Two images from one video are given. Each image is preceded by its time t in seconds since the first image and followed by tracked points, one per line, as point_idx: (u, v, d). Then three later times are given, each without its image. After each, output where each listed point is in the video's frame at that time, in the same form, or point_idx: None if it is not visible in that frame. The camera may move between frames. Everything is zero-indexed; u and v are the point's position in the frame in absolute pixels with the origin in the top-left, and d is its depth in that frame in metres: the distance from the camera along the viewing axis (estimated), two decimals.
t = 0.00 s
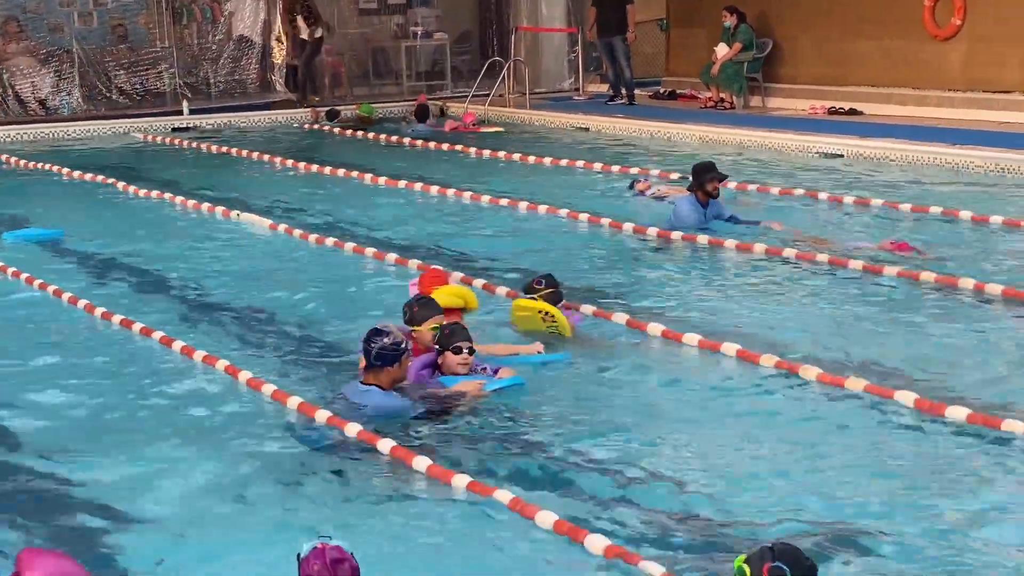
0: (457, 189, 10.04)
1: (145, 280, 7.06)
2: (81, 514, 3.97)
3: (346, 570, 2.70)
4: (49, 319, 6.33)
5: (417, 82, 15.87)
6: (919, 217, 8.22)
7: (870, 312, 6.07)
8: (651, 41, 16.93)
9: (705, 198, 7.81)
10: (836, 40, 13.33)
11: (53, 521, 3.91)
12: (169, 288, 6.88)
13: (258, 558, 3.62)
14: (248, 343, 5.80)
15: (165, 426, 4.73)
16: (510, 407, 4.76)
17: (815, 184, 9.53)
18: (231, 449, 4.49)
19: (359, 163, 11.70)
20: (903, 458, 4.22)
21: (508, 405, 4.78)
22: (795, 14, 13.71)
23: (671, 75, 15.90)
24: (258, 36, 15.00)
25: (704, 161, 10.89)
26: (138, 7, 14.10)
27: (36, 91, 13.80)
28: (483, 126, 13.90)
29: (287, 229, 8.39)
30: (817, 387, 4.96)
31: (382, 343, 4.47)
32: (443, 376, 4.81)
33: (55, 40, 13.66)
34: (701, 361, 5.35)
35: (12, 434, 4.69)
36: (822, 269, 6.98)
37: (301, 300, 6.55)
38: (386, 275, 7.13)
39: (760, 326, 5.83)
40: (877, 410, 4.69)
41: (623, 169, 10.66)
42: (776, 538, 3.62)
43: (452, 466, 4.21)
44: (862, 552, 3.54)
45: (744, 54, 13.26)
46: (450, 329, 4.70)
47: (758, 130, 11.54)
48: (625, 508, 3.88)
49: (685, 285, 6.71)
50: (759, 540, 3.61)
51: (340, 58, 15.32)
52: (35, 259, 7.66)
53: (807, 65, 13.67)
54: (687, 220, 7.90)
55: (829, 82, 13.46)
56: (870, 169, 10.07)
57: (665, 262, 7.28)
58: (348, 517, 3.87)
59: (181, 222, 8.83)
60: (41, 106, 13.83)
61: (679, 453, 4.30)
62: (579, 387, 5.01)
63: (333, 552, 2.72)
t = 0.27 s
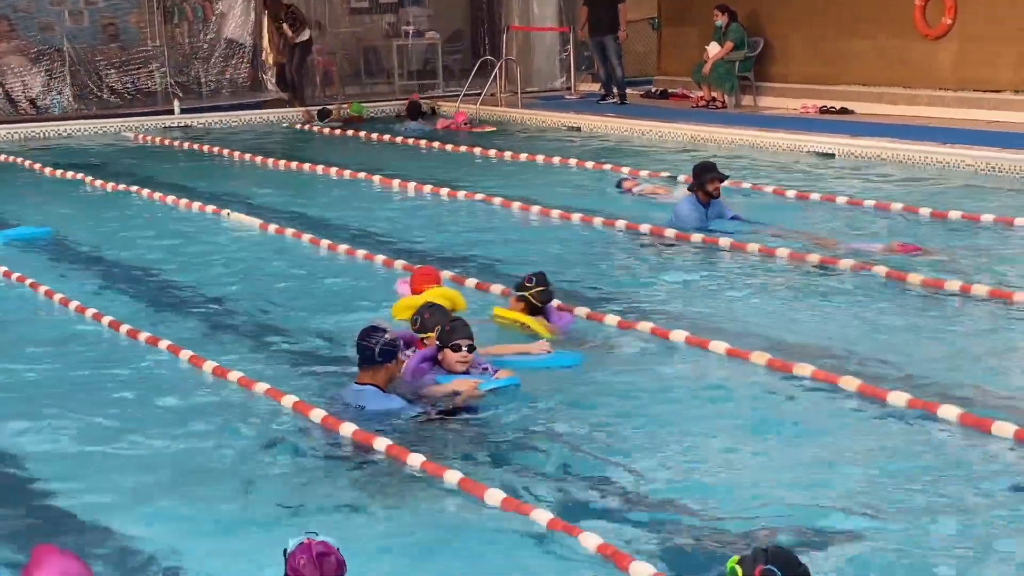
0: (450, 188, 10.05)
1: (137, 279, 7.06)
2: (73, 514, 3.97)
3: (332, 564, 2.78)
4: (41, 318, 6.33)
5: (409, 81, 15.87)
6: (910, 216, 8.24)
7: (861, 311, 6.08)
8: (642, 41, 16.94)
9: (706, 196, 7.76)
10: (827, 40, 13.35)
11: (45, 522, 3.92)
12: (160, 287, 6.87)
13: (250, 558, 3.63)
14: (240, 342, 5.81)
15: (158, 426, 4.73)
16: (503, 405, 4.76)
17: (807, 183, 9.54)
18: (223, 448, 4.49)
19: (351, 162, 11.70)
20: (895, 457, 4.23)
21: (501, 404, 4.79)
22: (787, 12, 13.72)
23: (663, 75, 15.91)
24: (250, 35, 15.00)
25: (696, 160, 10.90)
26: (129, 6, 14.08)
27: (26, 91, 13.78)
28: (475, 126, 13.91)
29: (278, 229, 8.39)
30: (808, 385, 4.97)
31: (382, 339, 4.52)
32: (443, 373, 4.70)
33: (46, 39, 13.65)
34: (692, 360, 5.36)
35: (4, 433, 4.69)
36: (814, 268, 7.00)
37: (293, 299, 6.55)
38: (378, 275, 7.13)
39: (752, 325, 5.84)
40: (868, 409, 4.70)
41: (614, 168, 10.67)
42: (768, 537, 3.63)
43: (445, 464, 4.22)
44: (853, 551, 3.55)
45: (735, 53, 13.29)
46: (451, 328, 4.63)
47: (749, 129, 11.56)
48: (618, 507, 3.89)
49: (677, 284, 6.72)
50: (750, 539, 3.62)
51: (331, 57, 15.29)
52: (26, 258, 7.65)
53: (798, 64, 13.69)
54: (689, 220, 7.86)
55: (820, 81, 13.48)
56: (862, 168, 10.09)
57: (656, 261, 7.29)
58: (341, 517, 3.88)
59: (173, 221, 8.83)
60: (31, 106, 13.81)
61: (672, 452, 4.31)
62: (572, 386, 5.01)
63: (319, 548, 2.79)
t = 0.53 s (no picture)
0: (442, 187, 10.07)
1: (129, 279, 7.07)
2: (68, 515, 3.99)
3: (320, 561, 2.80)
4: (33, 317, 6.34)
5: (400, 80, 15.91)
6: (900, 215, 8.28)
7: (851, 310, 6.12)
8: (633, 40, 16.98)
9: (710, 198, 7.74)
10: (817, 40, 13.39)
11: (42, 522, 3.93)
12: (152, 286, 6.89)
13: (245, 557, 3.65)
14: (233, 341, 5.82)
15: (151, 425, 4.74)
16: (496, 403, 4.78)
17: (798, 182, 9.59)
18: (217, 447, 4.51)
19: (342, 161, 11.72)
20: (886, 456, 4.26)
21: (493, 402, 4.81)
22: (777, 11, 13.76)
23: (654, 74, 15.95)
24: (240, 34, 15.01)
25: (687, 159, 10.94)
26: (119, 5, 14.08)
27: (17, 90, 13.78)
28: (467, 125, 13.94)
29: (270, 228, 8.40)
30: (797, 384, 5.01)
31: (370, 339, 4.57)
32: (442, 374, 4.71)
33: (36, 38, 13.65)
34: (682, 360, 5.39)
35: None
36: (804, 267, 7.03)
37: (285, 298, 6.57)
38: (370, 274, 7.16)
39: (743, 324, 5.87)
40: (857, 408, 4.74)
41: (604, 167, 10.71)
42: (760, 536, 3.66)
43: (438, 463, 4.24)
44: (845, 549, 3.58)
45: (726, 53, 13.34)
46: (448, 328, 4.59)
47: (740, 128, 11.59)
48: (611, 506, 3.91)
49: (667, 283, 6.75)
50: (744, 537, 3.65)
51: (322, 57, 15.30)
52: (17, 257, 7.66)
53: (789, 63, 13.74)
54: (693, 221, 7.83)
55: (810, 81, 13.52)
56: (853, 167, 10.13)
57: (647, 260, 7.33)
58: (336, 515, 3.89)
59: (164, 220, 8.85)
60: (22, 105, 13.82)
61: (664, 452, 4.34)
62: (563, 385, 5.04)
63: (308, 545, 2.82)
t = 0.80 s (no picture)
0: (432, 186, 10.05)
1: (118, 278, 7.05)
2: (56, 514, 3.97)
3: (307, 564, 2.79)
4: (22, 316, 6.32)
5: (390, 79, 15.89)
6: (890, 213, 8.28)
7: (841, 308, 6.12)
8: (623, 38, 16.97)
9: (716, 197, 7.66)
10: (807, 38, 13.40)
11: (30, 522, 3.92)
12: (141, 285, 6.87)
13: (233, 557, 3.64)
14: (222, 340, 5.81)
15: (141, 424, 4.73)
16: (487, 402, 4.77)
17: (788, 180, 9.58)
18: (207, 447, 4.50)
19: (331, 160, 11.69)
20: (876, 453, 4.26)
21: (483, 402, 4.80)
22: (767, 10, 13.76)
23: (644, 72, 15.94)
24: (229, 33, 14.98)
25: (678, 158, 10.92)
26: (109, 4, 14.03)
27: (5, 89, 13.73)
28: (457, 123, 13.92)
29: (258, 227, 8.38)
30: (788, 382, 5.00)
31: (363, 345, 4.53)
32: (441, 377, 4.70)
33: (25, 37, 13.60)
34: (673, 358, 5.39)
35: None
36: (794, 265, 7.03)
37: (275, 297, 6.56)
38: (359, 272, 7.14)
39: (733, 322, 5.87)
40: (849, 405, 4.74)
41: (593, 166, 10.69)
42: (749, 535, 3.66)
43: (427, 463, 4.24)
44: (834, 548, 3.57)
45: (716, 51, 13.34)
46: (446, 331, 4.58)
47: (730, 126, 11.59)
48: (599, 505, 3.91)
49: (657, 281, 6.74)
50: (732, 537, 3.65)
51: (312, 55, 15.28)
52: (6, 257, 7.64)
53: (779, 60, 13.74)
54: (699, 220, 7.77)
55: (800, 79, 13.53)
56: (844, 165, 10.13)
57: (637, 258, 7.32)
58: (325, 515, 3.89)
59: (153, 220, 8.82)
60: (10, 104, 13.77)
61: (653, 451, 4.33)
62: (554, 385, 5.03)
63: (294, 547, 2.80)
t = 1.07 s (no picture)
0: (420, 182, 10.04)
1: (105, 275, 7.02)
2: (44, 513, 3.94)
3: (293, 563, 2.78)
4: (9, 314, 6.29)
5: (377, 76, 15.87)
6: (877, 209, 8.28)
7: (831, 304, 6.11)
8: (611, 34, 16.96)
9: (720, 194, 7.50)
10: (794, 35, 13.40)
11: (19, 521, 3.89)
12: (128, 283, 6.84)
13: (224, 555, 3.61)
14: (210, 338, 5.78)
15: (129, 423, 4.70)
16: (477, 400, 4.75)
17: (775, 177, 9.58)
18: (196, 445, 4.47)
19: (319, 157, 11.67)
20: (868, 450, 4.25)
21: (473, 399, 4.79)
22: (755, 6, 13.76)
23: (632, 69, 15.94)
24: (217, 30, 14.89)
25: (666, 154, 10.92)
26: (96, 1, 13.94)
27: None
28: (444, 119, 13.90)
29: (244, 224, 8.35)
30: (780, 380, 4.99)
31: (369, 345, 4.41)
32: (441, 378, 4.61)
33: (12, 34, 13.54)
34: (663, 355, 5.38)
35: None
36: (782, 261, 7.03)
37: (263, 294, 6.54)
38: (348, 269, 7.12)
39: (722, 318, 5.86)
40: (840, 402, 4.73)
41: (580, 162, 10.68)
42: (743, 532, 3.65)
43: (418, 460, 4.22)
44: (827, 544, 3.57)
45: (704, 47, 13.34)
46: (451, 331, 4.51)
47: (718, 122, 11.59)
48: (591, 502, 3.90)
49: (645, 278, 6.73)
50: (725, 534, 3.63)
51: (300, 52, 15.25)
52: None
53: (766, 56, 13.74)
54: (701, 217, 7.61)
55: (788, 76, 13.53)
56: (831, 161, 10.14)
57: (626, 254, 7.31)
58: (316, 513, 3.86)
59: (139, 217, 8.79)
60: None
61: (645, 449, 4.32)
62: (544, 383, 5.01)
63: (280, 547, 2.78)
